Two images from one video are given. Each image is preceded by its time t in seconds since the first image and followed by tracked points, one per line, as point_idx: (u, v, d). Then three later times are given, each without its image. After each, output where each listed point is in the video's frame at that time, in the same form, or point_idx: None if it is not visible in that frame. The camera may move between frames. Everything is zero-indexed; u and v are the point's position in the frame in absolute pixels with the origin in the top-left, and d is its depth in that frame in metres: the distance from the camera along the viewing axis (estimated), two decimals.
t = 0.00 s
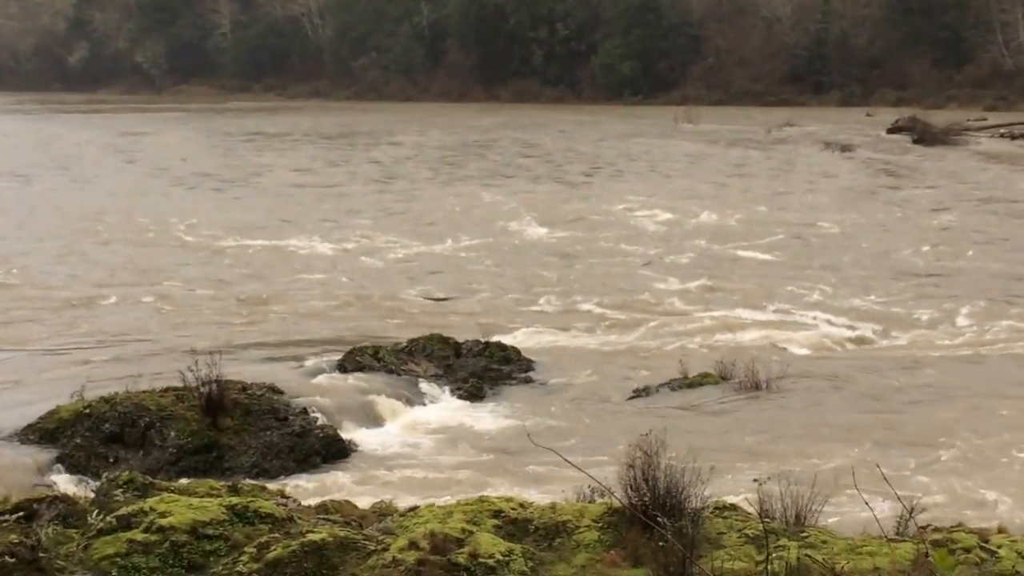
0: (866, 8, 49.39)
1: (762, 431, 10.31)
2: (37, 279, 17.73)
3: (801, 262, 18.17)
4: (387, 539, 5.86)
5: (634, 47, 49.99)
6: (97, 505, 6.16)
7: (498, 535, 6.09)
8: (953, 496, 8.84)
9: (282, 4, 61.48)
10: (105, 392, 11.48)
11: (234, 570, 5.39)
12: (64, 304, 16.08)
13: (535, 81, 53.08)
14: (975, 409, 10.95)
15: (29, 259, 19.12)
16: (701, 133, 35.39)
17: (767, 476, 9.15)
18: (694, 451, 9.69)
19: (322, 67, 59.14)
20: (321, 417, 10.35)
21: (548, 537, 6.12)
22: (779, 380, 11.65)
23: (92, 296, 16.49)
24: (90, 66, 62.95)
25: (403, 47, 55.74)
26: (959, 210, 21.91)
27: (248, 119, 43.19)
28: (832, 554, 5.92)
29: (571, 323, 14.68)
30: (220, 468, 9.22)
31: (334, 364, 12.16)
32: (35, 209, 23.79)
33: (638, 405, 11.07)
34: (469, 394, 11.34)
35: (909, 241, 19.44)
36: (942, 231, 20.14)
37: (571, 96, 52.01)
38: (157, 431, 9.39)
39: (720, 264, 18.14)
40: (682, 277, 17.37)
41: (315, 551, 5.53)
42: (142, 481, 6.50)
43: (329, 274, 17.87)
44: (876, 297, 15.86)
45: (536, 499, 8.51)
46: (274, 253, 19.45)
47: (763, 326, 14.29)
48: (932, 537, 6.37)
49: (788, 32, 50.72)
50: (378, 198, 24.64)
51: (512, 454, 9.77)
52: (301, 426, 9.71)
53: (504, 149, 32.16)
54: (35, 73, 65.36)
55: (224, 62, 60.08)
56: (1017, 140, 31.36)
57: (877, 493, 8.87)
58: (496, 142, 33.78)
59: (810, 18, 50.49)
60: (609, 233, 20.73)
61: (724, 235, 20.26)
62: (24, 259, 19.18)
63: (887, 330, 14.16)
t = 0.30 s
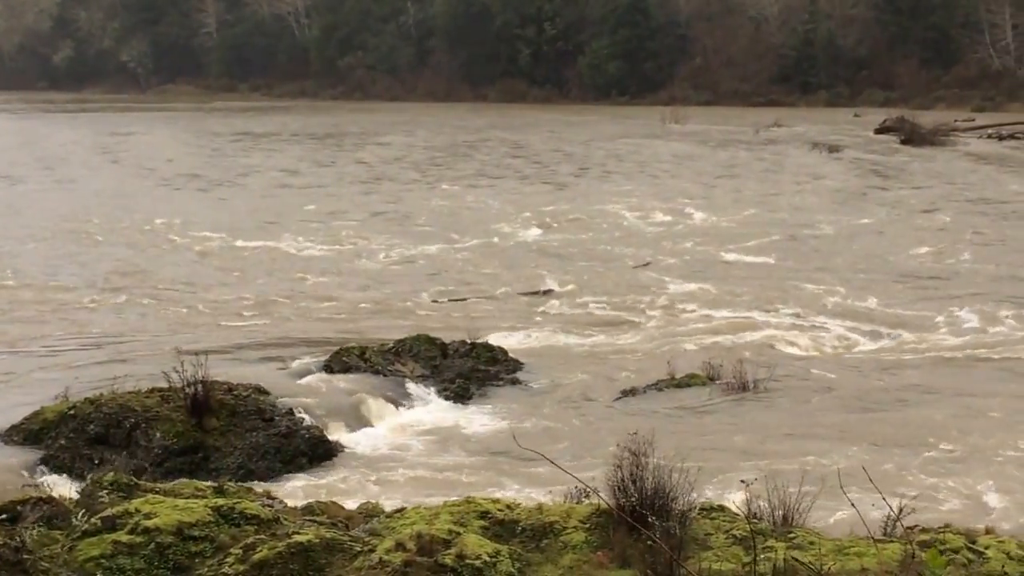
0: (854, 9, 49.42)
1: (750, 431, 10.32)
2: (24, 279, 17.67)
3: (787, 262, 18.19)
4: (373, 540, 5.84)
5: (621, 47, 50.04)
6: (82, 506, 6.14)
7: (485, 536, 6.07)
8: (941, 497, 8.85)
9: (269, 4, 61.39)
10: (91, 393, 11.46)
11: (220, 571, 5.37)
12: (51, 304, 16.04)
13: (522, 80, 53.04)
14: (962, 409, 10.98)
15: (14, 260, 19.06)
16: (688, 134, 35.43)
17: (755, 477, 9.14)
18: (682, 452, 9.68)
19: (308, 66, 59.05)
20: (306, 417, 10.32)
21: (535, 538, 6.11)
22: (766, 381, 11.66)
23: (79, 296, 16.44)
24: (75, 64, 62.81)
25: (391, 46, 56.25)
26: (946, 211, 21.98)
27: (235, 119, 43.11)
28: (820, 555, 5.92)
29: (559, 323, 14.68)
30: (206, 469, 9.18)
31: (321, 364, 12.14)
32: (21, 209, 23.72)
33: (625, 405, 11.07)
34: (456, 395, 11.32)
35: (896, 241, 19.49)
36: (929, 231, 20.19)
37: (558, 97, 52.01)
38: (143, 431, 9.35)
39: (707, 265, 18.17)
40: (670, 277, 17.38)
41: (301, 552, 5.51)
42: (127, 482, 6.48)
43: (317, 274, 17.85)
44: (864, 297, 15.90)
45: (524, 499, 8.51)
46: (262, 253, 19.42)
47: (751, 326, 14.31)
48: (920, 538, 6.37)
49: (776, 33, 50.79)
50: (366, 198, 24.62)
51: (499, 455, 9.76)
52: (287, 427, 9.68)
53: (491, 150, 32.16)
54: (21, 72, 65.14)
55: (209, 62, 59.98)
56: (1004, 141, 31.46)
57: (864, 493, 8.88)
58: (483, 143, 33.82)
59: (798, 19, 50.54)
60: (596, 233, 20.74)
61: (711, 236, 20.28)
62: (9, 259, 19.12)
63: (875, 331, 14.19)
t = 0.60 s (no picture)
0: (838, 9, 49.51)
1: (736, 431, 10.32)
2: (6, 279, 17.61)
3: (773, 262, 18.25)
4: (357, 541, 5.82)
5: (606, 47, 50.11)
6: (65, 508, 6.10)
7: (469, 537, 6.05)
8: (927, 497, 8.85)
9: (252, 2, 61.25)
10: (74, 393, 11.43)
11: (203, 572, 5.35)
12: (34, 304, 15.99)
13: (506, 80, 53.07)
14: (950, 410, 10.97)
15: None
16: (674, 134, 35.47)
17: (741, 477, 9.14)
18: (667, 452, 9.67)
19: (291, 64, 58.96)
20: (290, 418, 10.29)
21: (518, 539, 6.09)
22: (752, 382, 11.64)
23: (61, 296, 16.41)
24: (56, 63, 62.59)
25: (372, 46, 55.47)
26: (933, 211, 22.03)
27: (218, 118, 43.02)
28: (805, 555, 5.92)
29: (544, 323, 14.69)
30: (189, 470, 9.15)
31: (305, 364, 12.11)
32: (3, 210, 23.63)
33: (610, 406, 11.06)
34: (441, 395, 11.31)
35: (882, 241, 19.55)
36: (915, 232, 20.24)
37: (543, 96, 52.06)
38: (125, 432, 9.31)
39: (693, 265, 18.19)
40: (655, 277, 17.41)
41: (285, 553, 5.48)
42: (109, 484, 6.45)
43: (304, 273, 17.85)
44: (850, 297, 15.94)
45: (508, 500, 8.49)
46: (246, 253, 19.41)
47: (736, 327, 14.32)
48: (905, 539, 6.37)
49: (760, 32, 50.87)
50: (351, 199, 24.61)
51: (483, 456, 9.74)
52: (270, 428, 9.65)
53: (476, 151, 32.17)
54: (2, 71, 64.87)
55: (192, 61, 59.87)
56: (990, 141, 31.54)
57: (850, 493, 8.87)
58: (468, 143, 33.84)
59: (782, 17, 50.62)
60: (583, 232, 20.79)
61: (699, 236, 20.32)
62: None
63: (860, 331, 14.21)
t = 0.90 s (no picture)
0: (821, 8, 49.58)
1: (720, 431, 10.30)
2: None
3: (758, 262, 18.25)
4: (339, 542, 5.79)
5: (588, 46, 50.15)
6: (44, 509, 6.06)
7: (451, 537, 6.03)
8: (910, 497, 8.84)
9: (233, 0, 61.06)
10: (53, 394, 11.38)
11: (184, 573, 5.31)
12: (14, 304, 15.94)
13: (489, 79, 53.09)
14: (935, 410, 10.96)
15: None
16: (657, 134, 35.48)
17: (724, 477, 9.12)
18: (650, 453, 9.66)
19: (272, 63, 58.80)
20: (272, 419, 10.26)
21: (501, 540, 6.07)
22: (736, 382, 11.62)
23: (38, 297, 16.34)
24: (36, 62, 62.39)
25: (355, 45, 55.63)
26: (916, 211, 22.07)
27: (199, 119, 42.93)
28: (788, 556, 5.90)
29: (527, 323, 14.68)
30: (170, 471, 9.12)
31: (287, 364, 12.07)
32: None
33: (593, 406, 11.03)
34: (424, 395, 11.27)
35: (866, 241, 19.58)
36: (898, 232, 20.28)
37: (525, 95, 52.08)
38: (105, 432, 9.27)
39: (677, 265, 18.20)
40: (638, 277, 17.41)
41: (266, 554, 5.45)
42: (89, 484, 6.42)
43: (286, 273, 17.82)
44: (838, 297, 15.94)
45: (490, 501, 8.47)
46: (227, 253, 19.35)
47: (721, 327, 14.31)
48: (888, 538, 6.36)
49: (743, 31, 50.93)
50: (333, 198, 24.56)
51: (466, 456, 9.71)
52: (252, 428, 9.62)
53: (458, 150, 32.13)
54: None
55: (172, 59, 59.69)
56: (973, 141, 31.62)
57: (833, 493, 8.87)
58: (450, 143, 33.82)
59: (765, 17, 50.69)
60: (565, 233, 20.79)
61: (683, 236, 20.32)
62: None
63: (844, 330, 14.21)
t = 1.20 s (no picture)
0: (801, 8, 49.66)
1: (700, 432, 10.30)
2: None
3: (740, 262, 18.25)
4: (318, 543, 5.77)
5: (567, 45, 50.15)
6: (20, 510, 6.02)
7: (431, 538, 6.01)
8: (891, 498, 8.84)
9: None
10: (31, 395, 11.33)
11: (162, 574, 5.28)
12: None
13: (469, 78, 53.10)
14: (915, 410, 10.97)
15: None
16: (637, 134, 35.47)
17: (704, 477, 9.11)
18: (631, 453, 9.64)
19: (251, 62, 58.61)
20: (251, 419, 10.22)
21: (481, 540, 6.05)
22: (717, 382, 11.60)
23: (13, 297, 16.27)
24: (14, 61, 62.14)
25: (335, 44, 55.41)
26: (897, 211, 22.09)
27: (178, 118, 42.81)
28: (767, 556, 5.89)
29: (508, 322, 14.65)
30: (148, 472, 9.09)
31: (266, 365, 12.03)
32: None
33: (574, 406, 11.01)
34: (403, 395, 11.25)
35: (846, 241, 19.61)
36: (878, 232, 20.30)
37: (505, 95, 52.07)
38: (83, 433, 9.22)
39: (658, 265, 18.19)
40: (619, 277, 17.40)
41: (244, 555, 5.43)
42: (67, 485, 6.38)
43: (264, 273, 17.77)
44: (818, 297, 15.94)
45: (470, 502, 8.45)
46: (205, 253, 19.30)
47: (702, 328, 14.30)
48: (867, 538, 6.35)
49: (723, 31, 51.00)
50: (312, 198, 24.51)
51: (446, 457, 9.69)
52: (231, 429, 9.60)
53: (436, 150, 32.08)
54: None
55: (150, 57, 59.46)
56: (953, 141, 31.66)
57: (816, 493, 8.86)
58: (430, 143, 33.77)
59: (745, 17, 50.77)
60: (545, 232, 20.78)
61: (664, 236, 20.33)
62: None
63: (824, 330, 14.20)
